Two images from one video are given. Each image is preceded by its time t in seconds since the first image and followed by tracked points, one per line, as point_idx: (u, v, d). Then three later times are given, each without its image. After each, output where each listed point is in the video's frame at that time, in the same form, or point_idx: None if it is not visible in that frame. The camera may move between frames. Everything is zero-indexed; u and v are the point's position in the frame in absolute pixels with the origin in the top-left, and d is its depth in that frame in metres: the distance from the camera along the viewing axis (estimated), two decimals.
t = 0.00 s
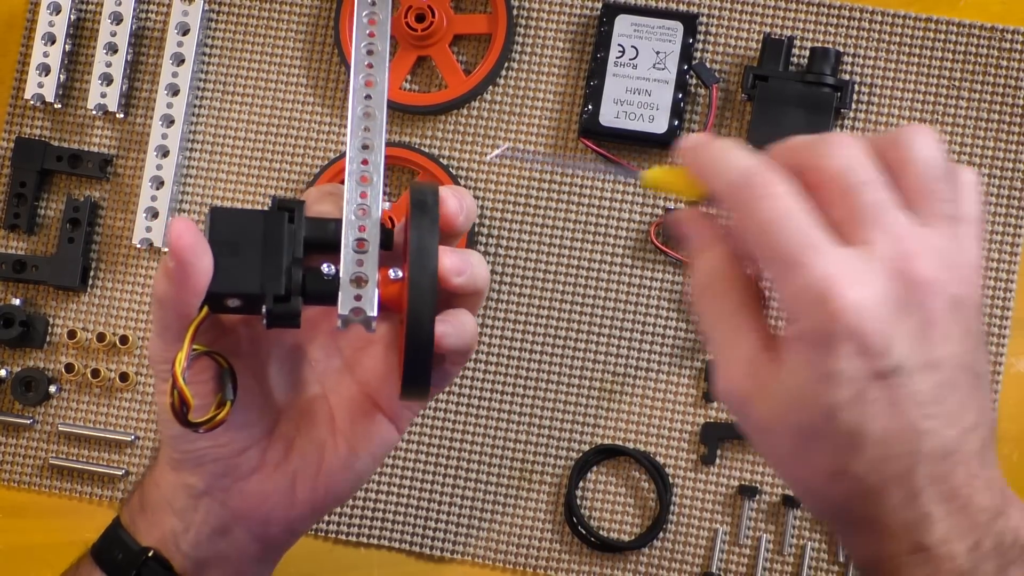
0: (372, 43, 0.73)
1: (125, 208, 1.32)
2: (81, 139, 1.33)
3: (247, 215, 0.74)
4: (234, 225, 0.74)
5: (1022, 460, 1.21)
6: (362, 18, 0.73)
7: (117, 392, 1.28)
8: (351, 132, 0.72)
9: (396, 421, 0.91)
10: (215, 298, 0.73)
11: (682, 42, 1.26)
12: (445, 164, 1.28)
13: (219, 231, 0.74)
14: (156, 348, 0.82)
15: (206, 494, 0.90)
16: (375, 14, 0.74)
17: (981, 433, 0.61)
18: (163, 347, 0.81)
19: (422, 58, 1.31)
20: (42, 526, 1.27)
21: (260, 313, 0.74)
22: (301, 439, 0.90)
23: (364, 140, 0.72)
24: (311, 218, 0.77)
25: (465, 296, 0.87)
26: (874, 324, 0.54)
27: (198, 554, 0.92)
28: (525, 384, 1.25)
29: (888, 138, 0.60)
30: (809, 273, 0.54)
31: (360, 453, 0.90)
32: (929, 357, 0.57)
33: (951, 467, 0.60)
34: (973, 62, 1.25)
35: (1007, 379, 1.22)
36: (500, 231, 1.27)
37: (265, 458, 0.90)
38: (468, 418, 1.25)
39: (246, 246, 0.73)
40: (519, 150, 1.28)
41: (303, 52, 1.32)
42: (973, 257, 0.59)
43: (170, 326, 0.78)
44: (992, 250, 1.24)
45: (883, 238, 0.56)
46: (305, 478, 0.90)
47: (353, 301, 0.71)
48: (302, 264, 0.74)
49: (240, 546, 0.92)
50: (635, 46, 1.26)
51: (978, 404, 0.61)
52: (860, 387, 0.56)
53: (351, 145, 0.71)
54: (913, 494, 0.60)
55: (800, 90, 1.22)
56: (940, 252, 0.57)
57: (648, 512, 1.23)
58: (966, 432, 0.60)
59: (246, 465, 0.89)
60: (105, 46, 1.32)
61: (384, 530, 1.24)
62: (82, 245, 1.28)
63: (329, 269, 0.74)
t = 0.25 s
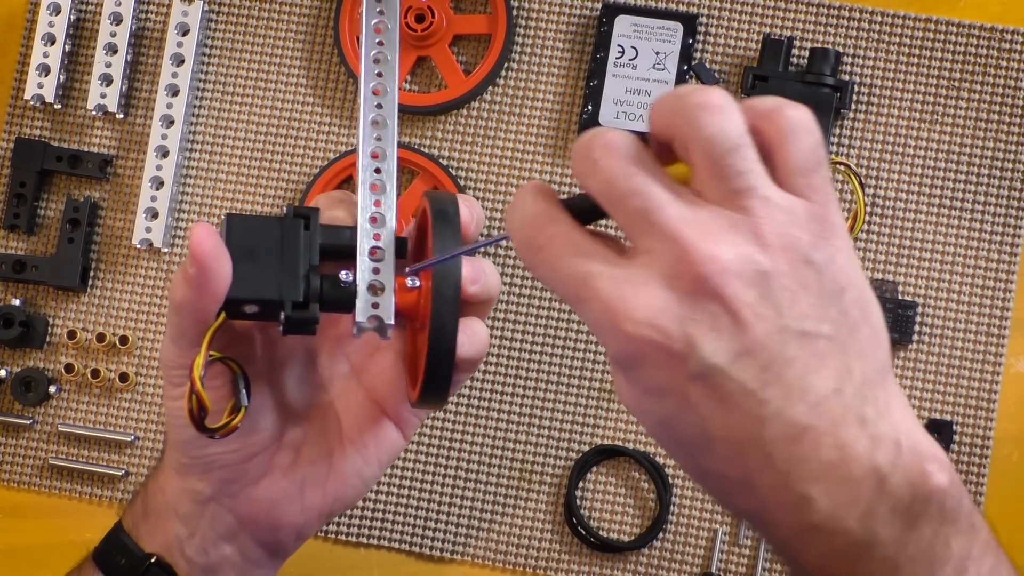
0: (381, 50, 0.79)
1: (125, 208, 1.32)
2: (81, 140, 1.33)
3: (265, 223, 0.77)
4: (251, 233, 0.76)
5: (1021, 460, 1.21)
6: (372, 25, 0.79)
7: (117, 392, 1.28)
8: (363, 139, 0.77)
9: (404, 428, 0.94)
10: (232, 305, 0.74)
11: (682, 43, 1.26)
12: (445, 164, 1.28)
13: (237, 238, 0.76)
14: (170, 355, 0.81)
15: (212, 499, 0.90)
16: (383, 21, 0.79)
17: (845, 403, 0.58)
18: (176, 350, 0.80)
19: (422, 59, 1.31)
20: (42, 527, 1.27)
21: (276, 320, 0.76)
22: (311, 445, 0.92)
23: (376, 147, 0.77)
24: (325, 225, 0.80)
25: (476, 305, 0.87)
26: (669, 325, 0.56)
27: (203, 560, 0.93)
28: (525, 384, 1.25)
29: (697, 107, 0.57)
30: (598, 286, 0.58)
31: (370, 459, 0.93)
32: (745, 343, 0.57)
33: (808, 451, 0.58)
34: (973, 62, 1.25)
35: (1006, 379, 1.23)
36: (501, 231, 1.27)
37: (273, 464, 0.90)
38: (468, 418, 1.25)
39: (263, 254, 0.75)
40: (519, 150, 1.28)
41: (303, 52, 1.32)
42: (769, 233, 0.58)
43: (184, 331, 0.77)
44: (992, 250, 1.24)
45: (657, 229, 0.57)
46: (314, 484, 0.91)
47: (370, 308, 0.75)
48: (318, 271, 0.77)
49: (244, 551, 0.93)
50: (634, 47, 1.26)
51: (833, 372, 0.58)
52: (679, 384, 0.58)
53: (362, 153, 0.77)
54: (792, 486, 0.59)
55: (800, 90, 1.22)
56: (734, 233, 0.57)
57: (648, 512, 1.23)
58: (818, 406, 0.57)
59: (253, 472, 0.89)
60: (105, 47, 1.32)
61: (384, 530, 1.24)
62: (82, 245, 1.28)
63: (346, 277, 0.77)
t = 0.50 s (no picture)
0: (392, 60, 0.83)
1: (125, 208, 1.32)
2: (81, 140, 1.33)
3: (282, 233, 0.80)
4: (268, 243, 0.79)
5: (1021, 460, 1.21)
6: (382, 38, 0.83)
7: (117, 392, 1.28)
8: (377, 148, 0.81)
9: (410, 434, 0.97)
10: (249, 312, 0.77)
11: (682, 42, 1.27)
12: (445, 164, 1.28)
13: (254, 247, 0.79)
14: (181, 357, 0.82)
15: (218, 505, 0.91)
16: (394, 32, 0.84)
17: (781, 369, 0.57)
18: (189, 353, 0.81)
19: (422, 59, 1.31)
20: (42, 527, 1.27)
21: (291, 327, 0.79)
22: (319, 451, 0.93)
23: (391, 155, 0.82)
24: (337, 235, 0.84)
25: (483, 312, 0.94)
26: (589, 303, 0.57)
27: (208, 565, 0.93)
28: (525, 384, 1.25)
29: (605, 90, 0.54)
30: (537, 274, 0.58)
31: (376, 465, 0.95)
32: (669, 317, 0.57)
33: (747, 421, 0.56)
34: (973, 62, 1.25)
35: (1006, 379, 1.23)
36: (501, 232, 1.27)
37: (280, 469, 0.92)
38: (468, 418, 1.25)
39: (280, 263, 0.78)
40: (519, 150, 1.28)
41: (303, 52, 1.32)
42: (688, 208, 0.57)
43: (198, 335, 0.79)
44: (992, 250, 1.24)
45: (573, 215, 0.57)
46: (321, 489, 0.93)
47: (386, 320, 0.77)
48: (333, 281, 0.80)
49: (248, 556, 0.94)
50: (635, 46, 1.27)
51: (764, 340, 0.57)
52: (611, 362, 0.58)
53: (377, 162, 0.81)
54: (739, 461, 0.57)
55: (800, 90, 1.22)
56: (652, 212, 0.57)
57: (648, 512, 1.23)
58: (751, 375, 0.56)
59: (260, 478, 0.91)
60: (105, 46, 1.32)
61: (384, 530, 1.24)
62: (82, 245, 1.28)
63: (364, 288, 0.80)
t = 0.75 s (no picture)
0: (404, 59, 0.81)
1: (125, 208, 1.32)
2: (81, 140, 1.33)
3: (294, 237, 0.80)
4: (279, 245, 0.79)
5: (1022, 460, 1.21)
6: (396, 36, 0.81)
7: (117, 392, 1.28)
8: (388, 150, 0.80)
9: (417, 436, 0.97)
10: (260, 315, 0.77)
11: (682, 42, 1.27)
12: (445, 164, 1.28)
13: (266, 250, 0.79)
14: (189, 358, 0.82)
15: (223, 507, 0.91)
16: (408, 29, 0.82)
17: (757, 353, 0.56)
18: (198, 353, 0.81)
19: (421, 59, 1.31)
20: (42, 527, 1.27)
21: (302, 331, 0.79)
22: (326, 452, 0.94)
23: (402, 158, 0.81)
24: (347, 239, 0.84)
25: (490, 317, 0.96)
26: (565, 290, 0.56)
27: (213, 565, 0.93)
28: (525, 384, 1.25)
29: (576, 78, 0.53)
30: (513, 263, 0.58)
31: (383, 467, 0.95)
32: (644, 303, 0.56)
33: (723, 403, 0.55)
34: (973, 62, 1.25)
35: (1006, 379, 1.22)
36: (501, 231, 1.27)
37: (286, 470, 0.92)
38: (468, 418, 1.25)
39: (291, 266, 0.79)
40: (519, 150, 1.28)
41: (303, 52, 1.32)
42: (661, 193, 0.56)
43: (208, 336, 0.79)
44: (992, 250, 1.24)
45: (546, 204, 0.57)
46: (327, 490, 0.94)
47: (397, 325, 0.77)
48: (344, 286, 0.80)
49: (251, 556, 0.95)
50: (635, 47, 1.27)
51: (741, 324, 0.56)
52: (587, 350, 0.57)
53: (388, 166, 0.80)
54: (719, 446, 0.56)
55: (800, 90, 1.23)
56: (625, 198, 0.56)
57: (648, 512, 1.23)
58: (726, 359, 0.55)
59: (265, 479, 0.91)
60: (105, 46, 1.32)
61: (384, 529, 1.24)
62: (82, 245, 1.28)
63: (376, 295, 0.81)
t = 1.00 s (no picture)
0: (411, 58, 0.81)
1: (125, 208, 1.32)
2: (81, 140, 1.33)
3: (301, 238, 0.80)
4: (287, 246, 0.79)
5: (1021, 460, 1.21)
6: (402, 34, 0.81)
7: (117, 392, 1.28)
8: (395, 150, 0.80)
9: (421, 436, 0.96)
10: (266, 316, 0.77)
11: (682, 43, 1.27)
12: (445, 164, 1.28)
13: (273, 251, 0.79)
14: (194, 357, 0.82)
15: (226, 507, 0.91)
16: (415, 28, 0.81)
17: (757, 348, 0.56)
18: (204, 353, 0.81)
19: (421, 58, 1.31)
20: (42, 527, 1.27)
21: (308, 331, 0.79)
22: (330, 451, 0.94)
23: (409, 158, 0.81)
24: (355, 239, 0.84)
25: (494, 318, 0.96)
26: (565, 287, 0.56)
27: (216, 565, 0.93)
28: (525, 384, 1.25)
29: (576, 76, 0.53)
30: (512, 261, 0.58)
31: (387, 466, 0.95)
32: (644, 299, 0.56)
33: (724, 400, 0.56)
34: (973, 62, 1.25)
35: (1006, 379, 1.22)
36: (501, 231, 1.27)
37: (290, 470, 0.92)
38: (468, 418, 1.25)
39: (297, 267, 0.78)
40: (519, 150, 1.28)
41: (303, 52, 1.32)
42: (660, 190, 0.56)
43: (214, 336, 0.79)
44: (992, 250, 1.24)
45: (546, 201, 0.57)
46: (331, 490, 0.93)
47: (403, 327, 0.78)
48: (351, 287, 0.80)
49: (255, 555, 0.95)
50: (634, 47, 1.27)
51: (740, 320, 0.57)
52: (588, 347, 0.57)
53: (396, 166, 0.80)
54: (719, 442, 0.56)
55: (800, 90, 1.23)
56: (625, 195, 0.56)
57: (648, 512, 1.23)
58: (726, 356, 0.56)
59: (269, 479, 0.91)
60: (105, 46, 1.32)
61: (384, 529, 1.24)
62: (82, 245, 1.28)
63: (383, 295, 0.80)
